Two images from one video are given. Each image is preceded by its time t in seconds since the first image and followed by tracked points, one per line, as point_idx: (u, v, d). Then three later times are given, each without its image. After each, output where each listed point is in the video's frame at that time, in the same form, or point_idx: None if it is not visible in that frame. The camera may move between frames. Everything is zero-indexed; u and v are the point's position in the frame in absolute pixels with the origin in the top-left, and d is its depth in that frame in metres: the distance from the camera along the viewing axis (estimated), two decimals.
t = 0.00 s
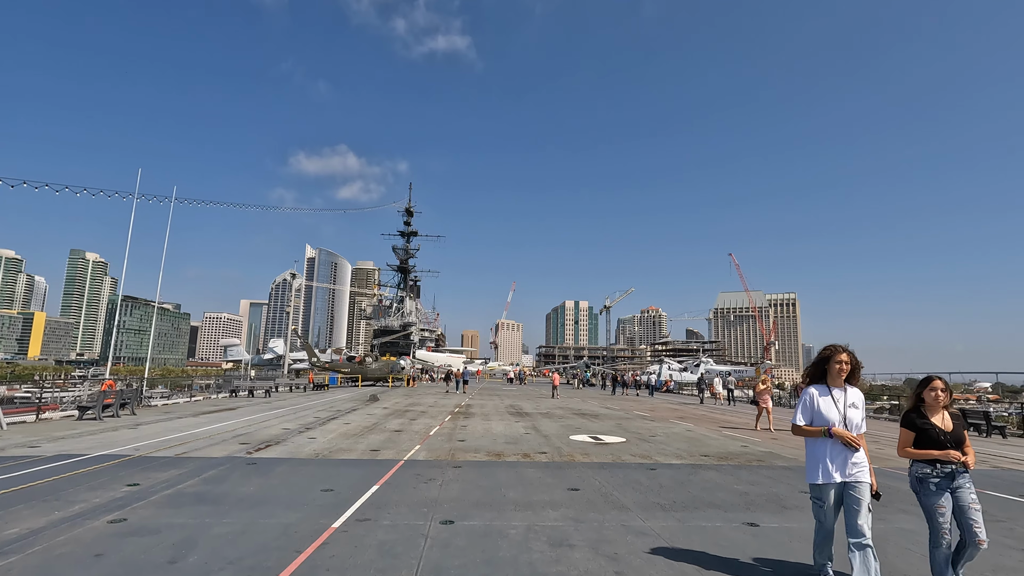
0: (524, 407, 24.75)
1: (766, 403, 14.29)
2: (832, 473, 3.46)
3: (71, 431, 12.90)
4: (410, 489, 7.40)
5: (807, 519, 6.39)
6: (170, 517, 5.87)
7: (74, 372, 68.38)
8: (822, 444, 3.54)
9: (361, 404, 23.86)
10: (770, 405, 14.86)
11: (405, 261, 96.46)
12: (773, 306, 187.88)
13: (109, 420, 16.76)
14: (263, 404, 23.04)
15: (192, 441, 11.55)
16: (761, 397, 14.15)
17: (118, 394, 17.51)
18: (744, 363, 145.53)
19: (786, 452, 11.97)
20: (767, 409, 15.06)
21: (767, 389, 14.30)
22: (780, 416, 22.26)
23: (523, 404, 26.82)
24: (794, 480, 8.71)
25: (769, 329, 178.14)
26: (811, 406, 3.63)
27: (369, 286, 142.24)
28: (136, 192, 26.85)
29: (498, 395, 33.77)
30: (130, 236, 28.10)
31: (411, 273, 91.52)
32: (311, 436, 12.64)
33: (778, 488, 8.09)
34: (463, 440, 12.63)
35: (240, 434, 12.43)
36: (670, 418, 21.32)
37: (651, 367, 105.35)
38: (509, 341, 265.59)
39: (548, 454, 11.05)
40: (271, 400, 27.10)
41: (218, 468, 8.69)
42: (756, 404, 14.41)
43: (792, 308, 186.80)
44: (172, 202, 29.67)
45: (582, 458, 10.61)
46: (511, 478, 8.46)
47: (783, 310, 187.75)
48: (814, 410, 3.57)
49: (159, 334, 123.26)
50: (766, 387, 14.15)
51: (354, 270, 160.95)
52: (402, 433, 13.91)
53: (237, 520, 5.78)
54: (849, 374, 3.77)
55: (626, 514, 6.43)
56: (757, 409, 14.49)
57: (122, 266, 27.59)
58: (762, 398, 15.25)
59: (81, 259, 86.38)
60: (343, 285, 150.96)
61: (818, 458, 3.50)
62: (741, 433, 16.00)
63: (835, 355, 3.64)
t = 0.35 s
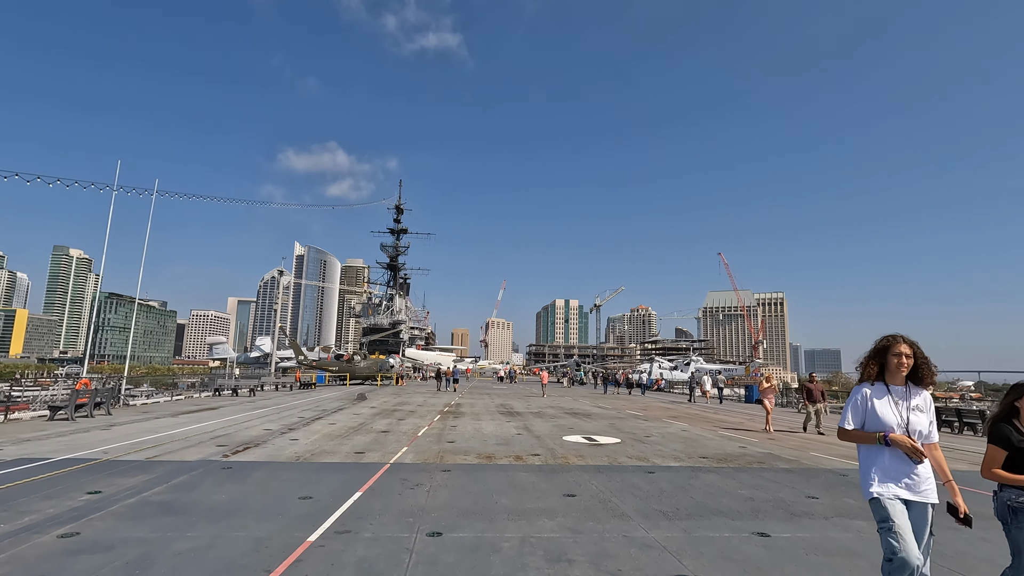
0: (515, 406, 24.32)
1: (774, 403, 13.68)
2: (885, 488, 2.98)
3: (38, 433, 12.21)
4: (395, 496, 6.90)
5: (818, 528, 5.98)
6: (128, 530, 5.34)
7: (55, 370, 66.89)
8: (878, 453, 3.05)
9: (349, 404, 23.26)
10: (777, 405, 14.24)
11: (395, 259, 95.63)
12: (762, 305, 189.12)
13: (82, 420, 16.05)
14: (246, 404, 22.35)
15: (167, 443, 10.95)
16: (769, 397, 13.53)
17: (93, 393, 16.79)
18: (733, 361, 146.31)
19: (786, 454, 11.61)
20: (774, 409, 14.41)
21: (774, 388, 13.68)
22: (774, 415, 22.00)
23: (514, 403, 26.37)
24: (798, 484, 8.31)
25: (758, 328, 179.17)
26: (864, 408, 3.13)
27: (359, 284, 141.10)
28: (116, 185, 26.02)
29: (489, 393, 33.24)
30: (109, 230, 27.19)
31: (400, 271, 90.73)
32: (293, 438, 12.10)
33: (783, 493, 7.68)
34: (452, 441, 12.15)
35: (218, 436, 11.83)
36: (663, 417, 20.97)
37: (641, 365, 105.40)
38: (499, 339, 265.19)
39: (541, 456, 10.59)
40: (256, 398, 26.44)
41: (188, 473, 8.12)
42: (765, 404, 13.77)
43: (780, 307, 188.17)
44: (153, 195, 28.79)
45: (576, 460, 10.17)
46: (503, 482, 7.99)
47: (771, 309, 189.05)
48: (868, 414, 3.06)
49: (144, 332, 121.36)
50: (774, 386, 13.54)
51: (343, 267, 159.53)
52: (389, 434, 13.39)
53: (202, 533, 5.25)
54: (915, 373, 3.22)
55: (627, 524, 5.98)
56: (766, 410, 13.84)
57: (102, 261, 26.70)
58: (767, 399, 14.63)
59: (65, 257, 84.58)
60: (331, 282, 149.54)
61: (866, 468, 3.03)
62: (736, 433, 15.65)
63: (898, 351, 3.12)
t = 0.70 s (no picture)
0: (507, 411, 23.83)
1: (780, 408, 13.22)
2: (986, 531, 2.49)
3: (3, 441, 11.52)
4: (381, 512, 6.39)
5: (836, 546, 5.56)
6: (81, 554, 4.79)
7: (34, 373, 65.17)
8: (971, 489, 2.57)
9: (336, 409, 22.59)
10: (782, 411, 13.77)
11: (385, 261, 94.82)
12: (752, 308, 189.93)
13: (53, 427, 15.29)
14: (230, 409, 21.62)
15: (140, 452, 10.34)
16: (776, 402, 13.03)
17: (66, 398, 16.01)
18: (723, 365, 146.49)
19: (789, 462, 11.22)
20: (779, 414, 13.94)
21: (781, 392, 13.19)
22: (770, 420, 21.68)
23: (506, 408, 25.83)
24: (808, 496, 7.90)
25: (747, 331, 179.88)
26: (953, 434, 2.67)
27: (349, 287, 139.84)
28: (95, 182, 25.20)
29: (480, 398, 32.65)
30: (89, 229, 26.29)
31: (391, 273, 89.94)
32: (275, 445, 11.51)
33: (793, 505, 7.27)
34: (443, 449, 11.61)
35: (195, 445, 11.21)
36: (658, 422, 20.57)
37: (633, 368, 105.19)
38: (490, 343, 264.24)
39: (536, 465, 10.09)
40: (241, 403, 25.67)
41: (157, 486, 7.55)
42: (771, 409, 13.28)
43: (769, 310, 189.06)
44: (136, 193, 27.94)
45: (573, 469, 9.71)
46: (496, 495, 7.50)
47: (761, 313, 189.87)
48: (954, 438, 2.63)
49: (129, 334, 119.44)
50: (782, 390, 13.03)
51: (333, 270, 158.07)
52: (376, 441, 12.83)
53: (163, 559, 4.70)
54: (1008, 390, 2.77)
55: (633, 543, 5.52)
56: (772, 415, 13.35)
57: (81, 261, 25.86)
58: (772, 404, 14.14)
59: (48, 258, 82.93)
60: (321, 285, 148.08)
61: (963, 505, 2.55)
62: (734, 439, 15.26)
63: (982, 358, 2.74)
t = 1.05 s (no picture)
0: (495, 414, 23.39)
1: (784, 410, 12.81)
2: None
3: None
4: (358, 525, 5.86)
5: (852, 560, 5.14)
6: None
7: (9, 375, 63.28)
8: None
9: (319, 411, 21.95)
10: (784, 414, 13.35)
11: (373, 262, 94.01)
12: (739, 312, 190.92)
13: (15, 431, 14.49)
14: (207, 412, 20.87)
15: (104, 457, 9.68)
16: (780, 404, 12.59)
17: (30, 401, 15.21)
18: (709, 368, 147.23)
19: (787, 467, 10.85)
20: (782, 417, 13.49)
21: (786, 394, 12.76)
22: (762, 424, 21.39)
23: (494, 410, 25.31)
24: (812, 503, 7.50)
25: (734, 335, 180.86)
26: None
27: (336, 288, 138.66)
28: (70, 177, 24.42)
29: (467, 400, 32.06)
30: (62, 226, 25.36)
31: (378, 275, 89.13)
32: (250, 451, 10.91)
33: (798, 514, 6.86)
34: (428, 454, 11.07)
35: (163, 450, 10.55)
36: (649, 425, 20.17)
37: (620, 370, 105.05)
38: (478, 345, 263.18)
39: (525, 471, 9.63)
40: (220, 405, 24.94)
41: (115, 495, 6.96)
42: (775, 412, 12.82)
43: (755, 314, 190.41)
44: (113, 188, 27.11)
45: (564, 475, 9.24)
46: (484, 504, 7.01)
47: (747, 316, 191.20)
48: None
49: (111, 336, 117.28)
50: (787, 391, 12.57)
51: (319, 271, 156.41)
52: (358, 445, 12.29)
53: None
54: None
55: (632, 558, 5.06)
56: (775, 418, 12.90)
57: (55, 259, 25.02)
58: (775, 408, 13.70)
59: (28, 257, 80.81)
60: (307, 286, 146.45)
61: None
62: (727, 443, 14.90)
63: None
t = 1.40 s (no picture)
0: (484, 422, 22.83)
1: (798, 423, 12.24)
2: None
3: None
4: (336, 549, 5.32)
5: None
6: None
7: None
8: None
9: (302, 420, 21.20)
10: (797, 428, 12.82)
11: (360, 268, 93.18)
12: (726, 320, 191.77)
13: None
14: (186, 421, 20.07)
15: (66, 471, 9.01)
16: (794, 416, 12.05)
17: None
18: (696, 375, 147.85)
19: (789, 478, 10.43)
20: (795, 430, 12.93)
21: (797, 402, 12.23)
22: (755, 432, 21.06)
23: (483, 419, 24.73)
24: (823, 520, 7.09)
25: (721, 342, 181.71)
26: None
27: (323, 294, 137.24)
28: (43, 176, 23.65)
29: (456, 408, 31.45)
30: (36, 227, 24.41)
31: (366, 281, 88.28)
32: (225, 463, 10.27)
33: (811, 532, 6.43)
34: (414, 466, 10.50)
35: (131, 463, 9.87)
36: (641, 434, 19.73)
37: (609, 377, 104.96)
38: (466, 353, 261.78)
39: (517, 484, 9.11)
40: (200, 413, 24.12)
41: (70, 515, 6.35)
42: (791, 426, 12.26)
43: (741, 322, 191.73)
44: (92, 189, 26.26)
45: (558, 489, 8.75)
46: (475, 523, 6.47)
47: (733, 324, 192.46)
48: None
49: (92, 342, 114.98)
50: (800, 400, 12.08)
51: (307, 277, 154.83)
52: (341, 457, 11.68)
53: None
54: None
55: None
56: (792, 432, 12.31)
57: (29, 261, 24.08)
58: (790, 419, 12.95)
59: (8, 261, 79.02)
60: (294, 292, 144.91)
61: None
62: (724, 453, 14.48)
63: None
